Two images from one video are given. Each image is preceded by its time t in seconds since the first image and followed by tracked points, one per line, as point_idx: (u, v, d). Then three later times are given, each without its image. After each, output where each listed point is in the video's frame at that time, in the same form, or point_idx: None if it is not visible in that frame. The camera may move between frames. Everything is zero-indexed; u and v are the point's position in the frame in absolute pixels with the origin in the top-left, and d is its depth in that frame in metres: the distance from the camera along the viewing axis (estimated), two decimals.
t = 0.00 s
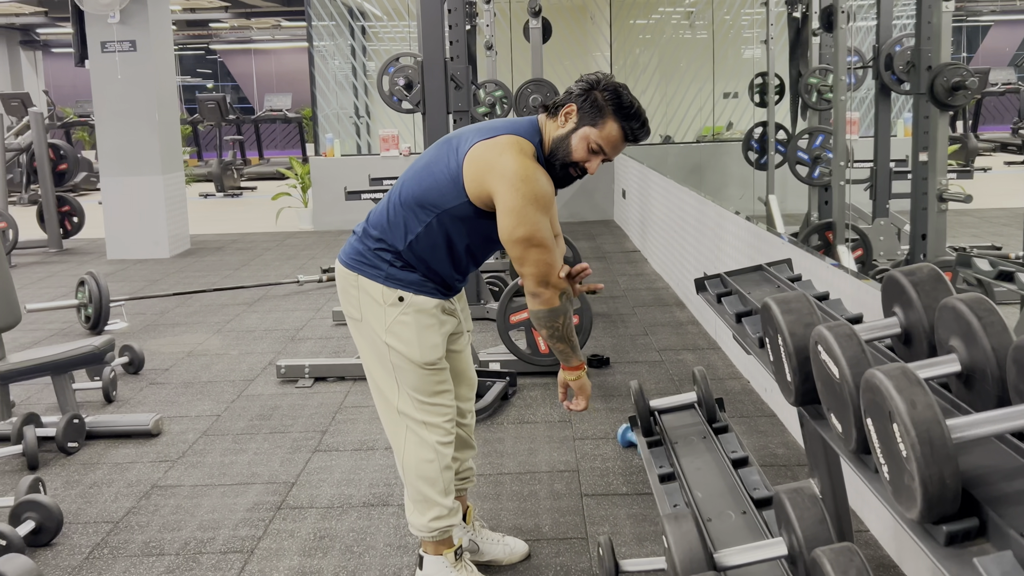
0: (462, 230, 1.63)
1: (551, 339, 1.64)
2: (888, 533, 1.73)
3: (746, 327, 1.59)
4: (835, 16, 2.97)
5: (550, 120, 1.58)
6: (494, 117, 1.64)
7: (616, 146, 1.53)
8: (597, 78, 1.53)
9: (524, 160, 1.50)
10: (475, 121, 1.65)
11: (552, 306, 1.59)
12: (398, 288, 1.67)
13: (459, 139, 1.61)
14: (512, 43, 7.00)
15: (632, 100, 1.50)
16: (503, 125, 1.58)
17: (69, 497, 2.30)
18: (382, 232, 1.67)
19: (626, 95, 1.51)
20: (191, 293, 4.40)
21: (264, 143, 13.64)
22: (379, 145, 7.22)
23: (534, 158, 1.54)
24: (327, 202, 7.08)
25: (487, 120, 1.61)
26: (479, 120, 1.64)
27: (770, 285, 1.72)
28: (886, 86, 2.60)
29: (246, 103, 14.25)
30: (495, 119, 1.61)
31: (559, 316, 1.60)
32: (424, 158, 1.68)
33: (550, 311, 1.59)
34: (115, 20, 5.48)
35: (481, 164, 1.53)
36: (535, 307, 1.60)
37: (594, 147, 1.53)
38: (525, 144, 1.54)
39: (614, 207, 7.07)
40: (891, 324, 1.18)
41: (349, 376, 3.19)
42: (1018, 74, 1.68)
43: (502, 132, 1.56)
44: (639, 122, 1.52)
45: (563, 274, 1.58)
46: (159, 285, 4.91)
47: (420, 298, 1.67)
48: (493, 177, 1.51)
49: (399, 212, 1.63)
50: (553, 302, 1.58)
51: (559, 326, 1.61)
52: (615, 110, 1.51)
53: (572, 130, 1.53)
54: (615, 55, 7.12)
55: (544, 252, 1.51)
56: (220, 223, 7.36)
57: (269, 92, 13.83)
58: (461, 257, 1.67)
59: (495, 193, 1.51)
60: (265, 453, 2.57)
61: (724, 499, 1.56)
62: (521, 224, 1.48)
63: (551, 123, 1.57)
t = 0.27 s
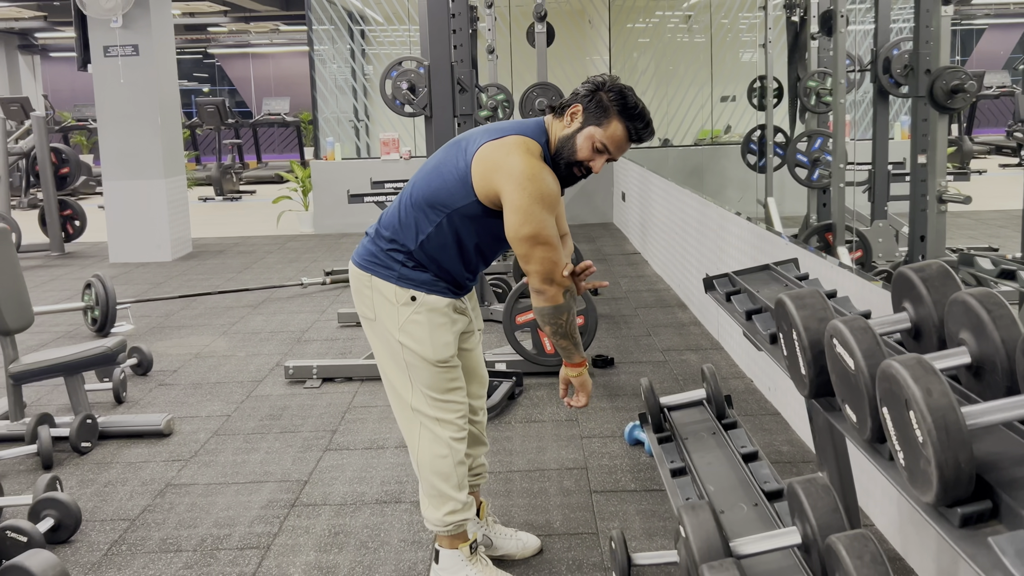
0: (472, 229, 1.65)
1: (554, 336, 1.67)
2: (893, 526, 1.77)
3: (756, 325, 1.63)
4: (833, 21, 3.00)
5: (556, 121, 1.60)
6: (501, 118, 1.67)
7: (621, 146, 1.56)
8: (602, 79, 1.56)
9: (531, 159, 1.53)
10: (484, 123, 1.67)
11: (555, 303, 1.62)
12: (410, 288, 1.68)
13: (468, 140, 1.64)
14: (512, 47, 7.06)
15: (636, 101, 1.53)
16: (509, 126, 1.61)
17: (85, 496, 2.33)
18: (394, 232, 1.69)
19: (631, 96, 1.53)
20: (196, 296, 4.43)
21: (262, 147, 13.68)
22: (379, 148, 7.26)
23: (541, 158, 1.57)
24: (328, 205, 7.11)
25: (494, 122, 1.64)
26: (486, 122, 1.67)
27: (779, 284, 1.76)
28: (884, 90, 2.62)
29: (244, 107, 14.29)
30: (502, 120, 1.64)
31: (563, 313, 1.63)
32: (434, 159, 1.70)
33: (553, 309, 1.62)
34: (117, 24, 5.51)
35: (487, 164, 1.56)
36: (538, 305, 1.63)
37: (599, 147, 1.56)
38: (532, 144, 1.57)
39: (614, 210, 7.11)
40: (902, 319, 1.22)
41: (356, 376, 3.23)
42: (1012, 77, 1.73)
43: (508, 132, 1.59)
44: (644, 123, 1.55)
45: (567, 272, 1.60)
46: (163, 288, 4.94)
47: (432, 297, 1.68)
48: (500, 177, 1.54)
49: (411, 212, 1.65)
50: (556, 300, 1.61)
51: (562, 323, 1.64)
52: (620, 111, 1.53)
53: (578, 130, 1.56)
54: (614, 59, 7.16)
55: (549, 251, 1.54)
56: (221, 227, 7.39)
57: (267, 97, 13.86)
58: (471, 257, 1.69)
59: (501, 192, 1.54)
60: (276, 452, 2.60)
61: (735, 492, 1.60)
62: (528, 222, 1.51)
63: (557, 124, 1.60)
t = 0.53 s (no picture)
0: (477, 227, 1.67)
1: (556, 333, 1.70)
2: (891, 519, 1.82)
3: (759, 321, 1.68)
4: (830, 26, 3.04)
5: (560, 122, 1.63)
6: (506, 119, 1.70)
7: (623, 146, 1.59)
8: (605, 81, 1.59)
9: (535, 159, 1.56)
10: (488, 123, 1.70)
11: (558, 300, 1.64)
12: (418, 286, 1.71)
13: (473, 140, 1.66)
14: (509, 50, 7.11)
15: (638, 102, 1.56)
16: (513, 126, 1.64)
17: (95, 491, 2.36)
18: (402, 231, 1.72)
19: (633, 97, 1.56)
20: (198, 296, 4.46)
21: (259, 148, 13.71)
22: (376, 149, 7.29)
23: (544, 157, 1.59)
24: (326, 206, 7.14)
25: (499, 122, 1.67)
26: (491, 122, 1.70)
27: (780, 281, 1.81)
28: (879, 93, 2.64)
29: (240, 108, 14.31)
30: (507, 120, 1.66)
31: (565, 310, 1.66)
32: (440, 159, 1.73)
33: (556, 306, 1.65)
34: (118, 26, 5.53)
35: (492, 163, 1.59)
36: (541, 302, 1.65)
37: (601, 147, 1.59)
38: (536, 144, 1.59)
39: (611, 212, 7.16)
40: (902, 314, 1.26)
41: (359, 375, 3.26)
42: (1006, 81, 1.78)
43: (513, 132, 1.61)
44: (646, 124, 1.58)
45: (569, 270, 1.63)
46: (163, 288, 4.96)
47: (440, 294, 1.71)
48: (504, 176, 1.56)
49: (418, 211, 1.68)
50: (558, 297, 1.63)
51: (564, 320, 1.67)
52: (622, 111, 1.56)
53: (581, 130, 1.59)
54: (611, 62, 7.19)
55: (552, 249, 1.56)
56: (220, 228, 7.42)
57: (263, 98, 13.89)
58: (476, 254, 1.72)
59: (505, 191, 1.57)
60: (283, 448, 2.63)
61: (740, 483, 1.65)
62: (531, 220, 1.53)
63: (561, 124, 1.63)
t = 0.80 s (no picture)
0: (480, 227, 1.70)
1: (556, 332, 1.72)
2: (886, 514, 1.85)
3: (758, 319, 1.70)
4: (826, 30, 3.05)
5: (562, 123, 1.66)
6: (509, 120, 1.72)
7: (625, 147, 1.62)
8: (607, 83, 1.61)
9: (537, 161, 1.58)
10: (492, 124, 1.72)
11: (557, 300, 1.66)
12: (423, 285, 1.74)
13: (477, 141, 1.69)
14: (507, 52, 7.15)
15: (639, 104, 1.59)
16: (516, 128, 1.66)
17: (98, 487, 2.37)
18: (406, 231, 1.74)
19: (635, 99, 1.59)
20: (197, 295, 4.47)
21: (255, 149, 13.71)
22: (373, 150, 7.31)
23: (546, 159, 1.62)
24: (323, 207, 7.16)
25: (502, 124, 1.69)
26: (494, 124, 1.72)
27: (779, 280, 1.84)
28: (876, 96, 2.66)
29: (236, 109, 14.31)
30: (510, 122, 1.69)
31: (564, 311, 1.68)
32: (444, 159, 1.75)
33: (555, 306, 1.67)
34: (117, 26, 5.54)
35: (495, 164, 1.61)
36: (541, 301, 1.67)
37: (603, 148, 1.62)
38: (538, 146, 1.62)
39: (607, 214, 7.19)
40: (901, 311, 1.29)
41: (359, 374, 3.28)
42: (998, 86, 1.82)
43: (516, 134, 1.64)
44: (647, 126, 1.60)
45: (569, 270, 1.65)
46: (161, 288, 4.97)
47: (444, 293, 1.74)
48: (506, 177, 1.58)
49: (422, 211, 1.70)
50: (558, 297, 1.65)
51: (564, 320, 1.69)
52: (624, 114, 1.59)
53: (584, 132, 1.62)
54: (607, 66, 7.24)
55: (553, 249, 1.59)
56: (217, 228, 7.43)
57: (259, 99, 13.89)
58: (479, 253, 1.74)
59: (507, 192, 1.59)
60: (284, 446, 2.65)
61: (739, 479, 1.67)
62: (532, 221, 1.55)
63: (564, 126, 1.65)
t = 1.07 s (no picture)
0: (485, 228, 1.71)
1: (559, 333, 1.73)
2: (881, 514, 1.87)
3: (758, 321, 1.72)
4: (822, 36, 3.05)
5: (567, 126, 1.67)
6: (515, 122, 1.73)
7: (629, 151, 1.63)
8: (612, 87, 1.63)
9: (542, 164, 1.59)
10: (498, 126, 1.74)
11: (562, 302, 1.68)
12: (428, 285, 1.75)
13: (483, 143, 1.70)
14: (504, 55, 7.17)
15: (644, 109, 1.60)
16: (522, 130, 1.67)
17: (98, 485, 2.38)
18: (413, 231, 1.75)
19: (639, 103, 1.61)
20: (194, 295, 4.47)
21: (251, 150, 13.71)
22: (370, 151, 7.31)
23: (552, 161, 1.63)
24: (320, 208, 7.17)
25: (508, 126, 1.70)
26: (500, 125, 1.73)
27: (778, 283, 1.85)
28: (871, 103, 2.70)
29: (232, 110, 14.30)
30: (516, 124, 1.70)
31: (568, 312, 1.69)
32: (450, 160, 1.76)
33: (560, 307, 1.68)
34: (116, 26, 5.55)
35: (501, 167, 1.62)
36: (545, 303, 1.69)
37: (608, 151, 1.63)
38: (544, 149, 1.63)
39: (603, 217, 7.21)
40: (899, 313, 1.31)
41: (357, 374, 3.29)
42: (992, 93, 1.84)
43: (522, 137, 1.65)
44: (652, 130, 1.62)
45: (573, 272, 1.66)
46: (158, 287, 4.97)
47: (449, 293, 1.75)
48: (512, 179, 1.60)
49: (428, 212, 1.72)
50: (562, 299, 1.67)
51: (568, 322, 1.70)
52: (629, 117, 1.60)
53: (588, 135, 1.63)
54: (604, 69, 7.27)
55: (557, 251, 1.60)
56: (213, 228, 7.43)
57: (256, 100, 13.88)
58: (484, 254, 1.76)
59: (513, 194, 1.60)
60: (283, 445, 2.66)
61: (738, 479, 1.69)
62: (538, 224, 1.57)
63: (569, 128, 1.66)
